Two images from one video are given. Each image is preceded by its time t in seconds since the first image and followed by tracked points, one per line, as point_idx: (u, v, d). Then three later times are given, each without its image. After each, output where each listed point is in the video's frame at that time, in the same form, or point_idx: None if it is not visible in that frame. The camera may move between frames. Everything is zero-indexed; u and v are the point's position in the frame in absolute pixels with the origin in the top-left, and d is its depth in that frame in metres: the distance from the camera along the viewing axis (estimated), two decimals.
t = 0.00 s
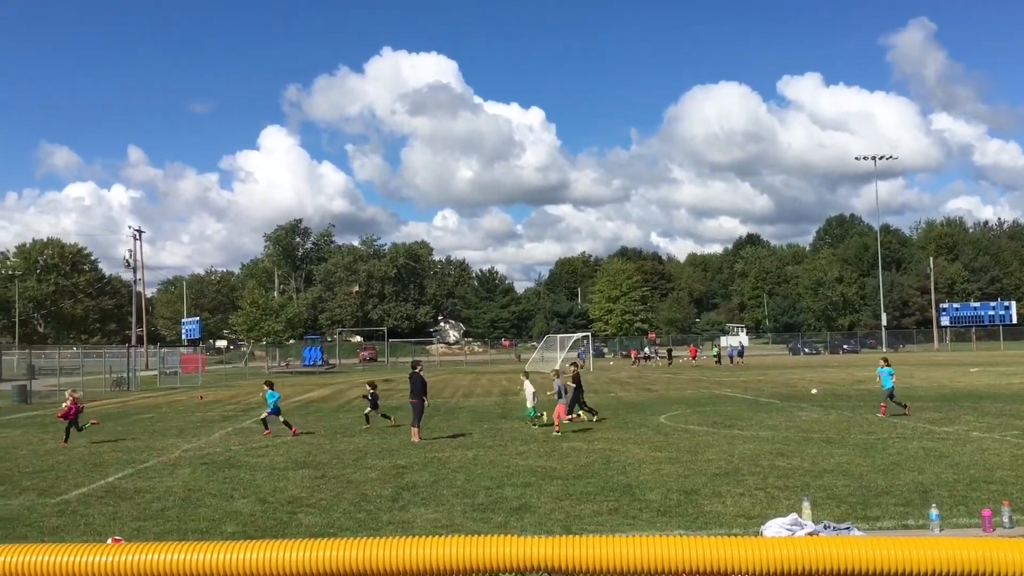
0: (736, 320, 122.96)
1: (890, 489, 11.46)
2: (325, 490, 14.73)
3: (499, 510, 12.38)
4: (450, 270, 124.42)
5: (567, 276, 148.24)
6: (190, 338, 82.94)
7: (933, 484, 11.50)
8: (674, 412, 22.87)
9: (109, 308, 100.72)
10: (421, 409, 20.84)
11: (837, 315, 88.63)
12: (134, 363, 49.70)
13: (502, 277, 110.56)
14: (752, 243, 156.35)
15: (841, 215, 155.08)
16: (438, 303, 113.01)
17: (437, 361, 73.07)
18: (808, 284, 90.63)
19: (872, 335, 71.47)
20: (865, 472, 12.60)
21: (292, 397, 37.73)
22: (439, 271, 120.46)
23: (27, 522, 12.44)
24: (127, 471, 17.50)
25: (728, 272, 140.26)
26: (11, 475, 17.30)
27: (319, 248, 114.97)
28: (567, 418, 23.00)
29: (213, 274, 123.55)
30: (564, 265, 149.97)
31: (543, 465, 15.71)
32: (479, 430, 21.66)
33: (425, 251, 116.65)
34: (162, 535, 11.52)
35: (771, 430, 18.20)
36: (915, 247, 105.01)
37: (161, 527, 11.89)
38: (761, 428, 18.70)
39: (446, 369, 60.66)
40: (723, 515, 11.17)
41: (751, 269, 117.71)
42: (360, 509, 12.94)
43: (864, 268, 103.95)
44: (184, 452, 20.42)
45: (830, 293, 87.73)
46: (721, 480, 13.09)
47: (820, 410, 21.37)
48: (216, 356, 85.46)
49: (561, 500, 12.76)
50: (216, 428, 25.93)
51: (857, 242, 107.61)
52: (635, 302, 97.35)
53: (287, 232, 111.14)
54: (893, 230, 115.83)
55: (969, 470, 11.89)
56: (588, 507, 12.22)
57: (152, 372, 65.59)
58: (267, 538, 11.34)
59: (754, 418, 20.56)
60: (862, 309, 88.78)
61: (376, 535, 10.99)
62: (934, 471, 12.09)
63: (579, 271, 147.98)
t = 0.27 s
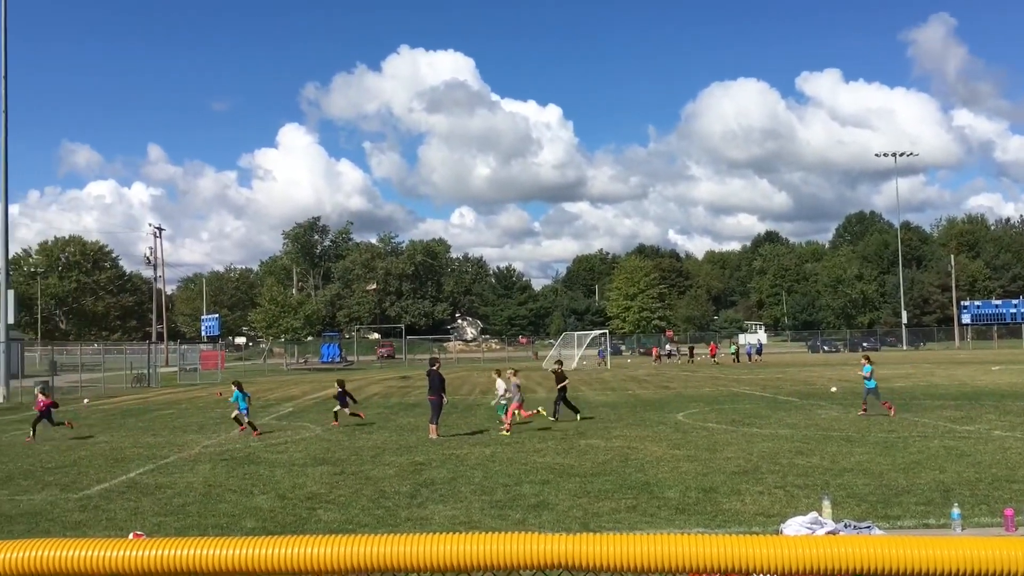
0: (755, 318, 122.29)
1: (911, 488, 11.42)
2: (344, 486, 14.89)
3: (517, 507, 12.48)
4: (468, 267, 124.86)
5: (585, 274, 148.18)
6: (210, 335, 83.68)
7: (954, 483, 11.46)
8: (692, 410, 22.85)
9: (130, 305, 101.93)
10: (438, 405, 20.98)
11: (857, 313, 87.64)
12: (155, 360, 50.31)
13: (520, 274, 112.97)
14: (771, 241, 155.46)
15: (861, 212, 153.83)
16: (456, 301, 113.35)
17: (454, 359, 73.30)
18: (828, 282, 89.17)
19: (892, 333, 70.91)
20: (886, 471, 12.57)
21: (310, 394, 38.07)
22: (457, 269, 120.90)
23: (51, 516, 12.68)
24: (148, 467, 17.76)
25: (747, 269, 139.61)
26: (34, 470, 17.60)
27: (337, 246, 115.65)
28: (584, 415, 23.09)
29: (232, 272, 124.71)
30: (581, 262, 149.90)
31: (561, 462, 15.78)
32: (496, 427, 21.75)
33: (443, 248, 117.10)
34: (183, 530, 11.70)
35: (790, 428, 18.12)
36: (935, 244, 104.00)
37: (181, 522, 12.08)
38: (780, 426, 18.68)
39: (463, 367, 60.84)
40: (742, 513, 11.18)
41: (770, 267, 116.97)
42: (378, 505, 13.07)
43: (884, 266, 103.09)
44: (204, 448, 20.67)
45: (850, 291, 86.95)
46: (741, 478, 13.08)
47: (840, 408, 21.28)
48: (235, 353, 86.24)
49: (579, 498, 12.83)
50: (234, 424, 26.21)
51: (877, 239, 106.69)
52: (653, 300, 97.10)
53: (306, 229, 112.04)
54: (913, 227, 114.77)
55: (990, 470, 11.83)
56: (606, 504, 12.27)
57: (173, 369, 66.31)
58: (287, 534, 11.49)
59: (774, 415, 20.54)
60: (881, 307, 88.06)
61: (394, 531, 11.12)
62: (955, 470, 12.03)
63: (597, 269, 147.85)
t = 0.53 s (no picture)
0: (774, 313, 121.63)
1: (931, 484, 11.39)
2: (361, 479, 15.07)
3: (535, 501, 12.56)
4: (485, 262, 125.17)
5: (602, 269, 147.99)
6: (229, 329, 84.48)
7: (975, 479, 11.42)
8: (710, 405, 22.83)
9: (150, 299, 103.08)
10: (455, 400, 21.06)
11: (876, 308, 86.99)
12: (174, 353, 50.97)
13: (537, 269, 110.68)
14: (791, 235, 154.41)
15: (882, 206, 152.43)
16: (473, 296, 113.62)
17: (472, 353, 73.52)
18: (847, 277, 88.14)
19: (912, 328, 70.31)
20: (906, 467, 12.54)
21: (328, 388, 38.42)
22: (474, 264, 121.24)
23: (72, 508, 12.94)
24: (168, 459, 18.06)
25: (765, 264, 138.80)
26: (56, 462, 17.94)
27: (355, 240, 116.26)
28: (602, 410, 23.16)
29: (251, 266, 125.84)
30: (599, 257, 149.68)
31: (578, 457, 15.85)
32: (514, 422, 21.86)
33: (460, 243, 117.39)
34: (203, 522, 11.91)
35: (808, 423, 18.08)
36: (957, 239, 102.87)
37: (202, 515, 12.30)
38: (799, 421, 18.66)
39: (481, 361, 61.11)
40: (760, 509, 11.21)
41: (789, 261, 116.21)
42: (396, 499, 13.22)
43: (904, 261, 102.18)
44: (223, 441, 20.97)
45: (869, 286, 86.21)
46: (759, 474, 13.09)
47: (859, 404, 21.21)
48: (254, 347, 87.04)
49: (597, 492, 12.91)
50: (253, 417, 26.56)
51: (898, 234, 105.69)
52: (670, 294, 96.86)
53: (324, 224, 112.77)
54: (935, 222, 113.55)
55: (1011, 466, 11.79)
56: (624, 499, 12.33)
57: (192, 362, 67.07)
58: (305, 526, 11.67)
59: (792, 411, 20.51)
60: (901, 303, 87.28)
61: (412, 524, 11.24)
62: (976, 467, 11.99)
63: (614, 263, 147.60)
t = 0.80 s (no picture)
0: (791, 305, 120.89)
1: (950, 479, 11.35)
2: (377, 471, 15.21)
3: (551, 493, 12.65)
4: (501, 254, 125.35)
5: (618, 261, 147.69)
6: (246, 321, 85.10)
7: (994, 474, 11.37)
8: (726, 398, 22.80)
9: (167, 291, 104.01)
10: (472, 392, 21.15)
11: (894, 302, 86.37)
12: (191, 345, 51.47)
13: (552, 261, 111.40)
14: (809, 228, 153.35)
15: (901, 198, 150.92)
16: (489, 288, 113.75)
17: (488, 345, 73.55)
18: (864, 270, 86.97)
19: (931, 322, 69.73)
20: (923, 461, 12.51)
21: (345, 380, 38.72)
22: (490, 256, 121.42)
23: (91, 498, 13.16)
24: (185, 450, 18.30)
25: (783, 257, 137.93)
26: (75, 452, 18.23)
27: (370, 232, 116.70)
28: (617, 402, 23.20)
29: (267, 258, 126.67)
30: (615, 249, 149.35)
31: (594, 449, 15.91)
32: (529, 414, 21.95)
33: (476, 236, 117.54)
34: (219, 512, 12.08)
35: (825, 417, 18.03)
36: (977, 232, 101.70)
37: (219, 505, 12.48)
38: (816, 415, 18.61)
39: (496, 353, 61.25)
40: (776, 502, 11.22)
41: (806, 254, 115.39)
42: (412, 490, 13.34)
43: (923, 254, 101.24)
44: (239, 432, 21.22)
45: (887, 279, 85.47)
46: (775, 467, 13.09)
47: (877, 398, 21.10)
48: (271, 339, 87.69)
49: (612, 485, 12.96)
50: (269, 408, 26.83)
51: (917, 226, 104.68)
52: (687, 287, 96.54)
53: (340, 216, 113.26)
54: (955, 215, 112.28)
55: None
56: (639, 492, 12.38)
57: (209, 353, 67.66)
58: (320, 517, 11.83)
59: (809, 404, 20.47)
60: (920, 296, 86.51)
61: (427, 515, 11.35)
62: (994, 462, 11.94)
63: (630, 256, 147.22)
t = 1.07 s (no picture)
0: (807, 300, 120.12)
1: (967, 474, 11.33)
2: (392, 464, 15.35)
3: (565, 488, 12.73)
4: (516, 248, 125.39)
5: (634, 256, 147.32)
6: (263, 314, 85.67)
7: (1011, 470, 11.34)
8: (741, 393, 22.77)
9: (184, 284, 104.88)
10: (486, 385, 21.35)
11: (912, 297, 85.62)
12: (208, 338, 51.96)
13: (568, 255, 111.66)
14: (826, 222, 152.17)
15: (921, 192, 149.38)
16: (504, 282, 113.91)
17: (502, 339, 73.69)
18: (883, 264, 86.82)
19: (949, 317, 69.10)
20: (940, 457, 12.48)
21: (360, 373, 38.94)
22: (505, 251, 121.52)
23: (108, 490, 13.38)
24: (202, 442, 18.54)
25: (800, 251, 137.02)
26: (93, 444, 18.52)
27: (386, 227, 117.08)
28: (632, 397, 23.24)
29: (283, 252, 127.44)
30: (630, 244, 149.06)
31: (608, 444, 15.97)
32: (544, 408, 22.06)
33: (491, 230, 117.65)
34: (236, 504, 12.27)
35: (842, 412, 17.99)
36: (997, 226, 100.49)
37: (235, 497, 12.66)
38: (833, 409, 18.58)
39: (511, 348, 61.33)
40: (792, 497, 11.24)
41: (823, 249, 114.56)
42: (426, 484, 13.47)
43: (941, 248, 100.25)
44: (256, 425, 21.46)
45: (905, 273, 84.68)
46: (791, 462, 13.11)
47: (894, 393, 21.01)
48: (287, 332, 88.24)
49: (627, 479, 13.03)
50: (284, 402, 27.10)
51: (936, 221, 103.66)
52: (703, 282, 96.19)
53: (355, 210, 113.72)
54: (975, 209, 111.00)
55: None
56: (654, 486, 12.45)
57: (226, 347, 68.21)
58: (336, 509, 11.98)
59: (825, 399, 20.43)
60: (938, 291, 85.51)
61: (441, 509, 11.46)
62: (1012, 458, 11.90)
63: (646, 250, 146.80)
